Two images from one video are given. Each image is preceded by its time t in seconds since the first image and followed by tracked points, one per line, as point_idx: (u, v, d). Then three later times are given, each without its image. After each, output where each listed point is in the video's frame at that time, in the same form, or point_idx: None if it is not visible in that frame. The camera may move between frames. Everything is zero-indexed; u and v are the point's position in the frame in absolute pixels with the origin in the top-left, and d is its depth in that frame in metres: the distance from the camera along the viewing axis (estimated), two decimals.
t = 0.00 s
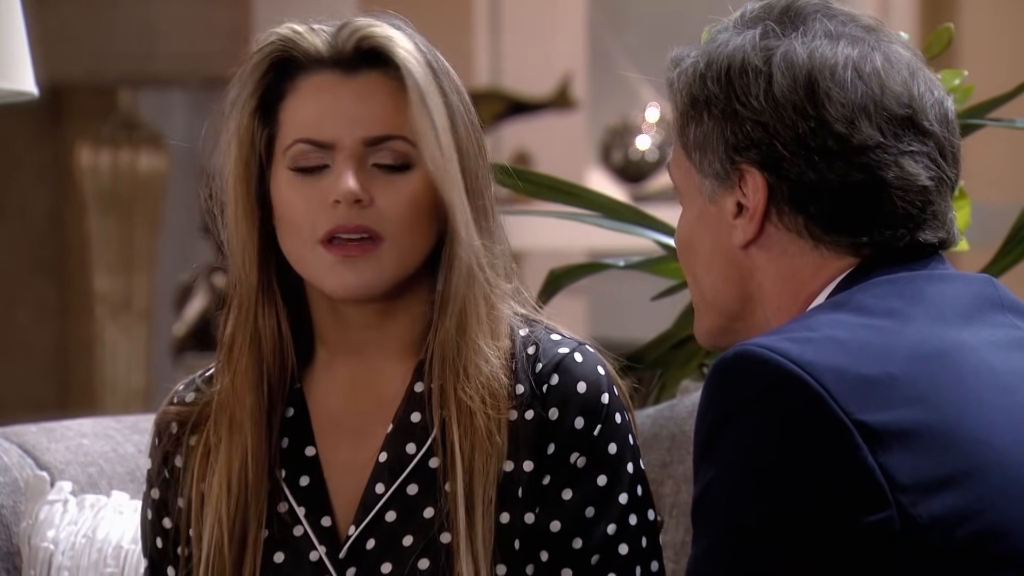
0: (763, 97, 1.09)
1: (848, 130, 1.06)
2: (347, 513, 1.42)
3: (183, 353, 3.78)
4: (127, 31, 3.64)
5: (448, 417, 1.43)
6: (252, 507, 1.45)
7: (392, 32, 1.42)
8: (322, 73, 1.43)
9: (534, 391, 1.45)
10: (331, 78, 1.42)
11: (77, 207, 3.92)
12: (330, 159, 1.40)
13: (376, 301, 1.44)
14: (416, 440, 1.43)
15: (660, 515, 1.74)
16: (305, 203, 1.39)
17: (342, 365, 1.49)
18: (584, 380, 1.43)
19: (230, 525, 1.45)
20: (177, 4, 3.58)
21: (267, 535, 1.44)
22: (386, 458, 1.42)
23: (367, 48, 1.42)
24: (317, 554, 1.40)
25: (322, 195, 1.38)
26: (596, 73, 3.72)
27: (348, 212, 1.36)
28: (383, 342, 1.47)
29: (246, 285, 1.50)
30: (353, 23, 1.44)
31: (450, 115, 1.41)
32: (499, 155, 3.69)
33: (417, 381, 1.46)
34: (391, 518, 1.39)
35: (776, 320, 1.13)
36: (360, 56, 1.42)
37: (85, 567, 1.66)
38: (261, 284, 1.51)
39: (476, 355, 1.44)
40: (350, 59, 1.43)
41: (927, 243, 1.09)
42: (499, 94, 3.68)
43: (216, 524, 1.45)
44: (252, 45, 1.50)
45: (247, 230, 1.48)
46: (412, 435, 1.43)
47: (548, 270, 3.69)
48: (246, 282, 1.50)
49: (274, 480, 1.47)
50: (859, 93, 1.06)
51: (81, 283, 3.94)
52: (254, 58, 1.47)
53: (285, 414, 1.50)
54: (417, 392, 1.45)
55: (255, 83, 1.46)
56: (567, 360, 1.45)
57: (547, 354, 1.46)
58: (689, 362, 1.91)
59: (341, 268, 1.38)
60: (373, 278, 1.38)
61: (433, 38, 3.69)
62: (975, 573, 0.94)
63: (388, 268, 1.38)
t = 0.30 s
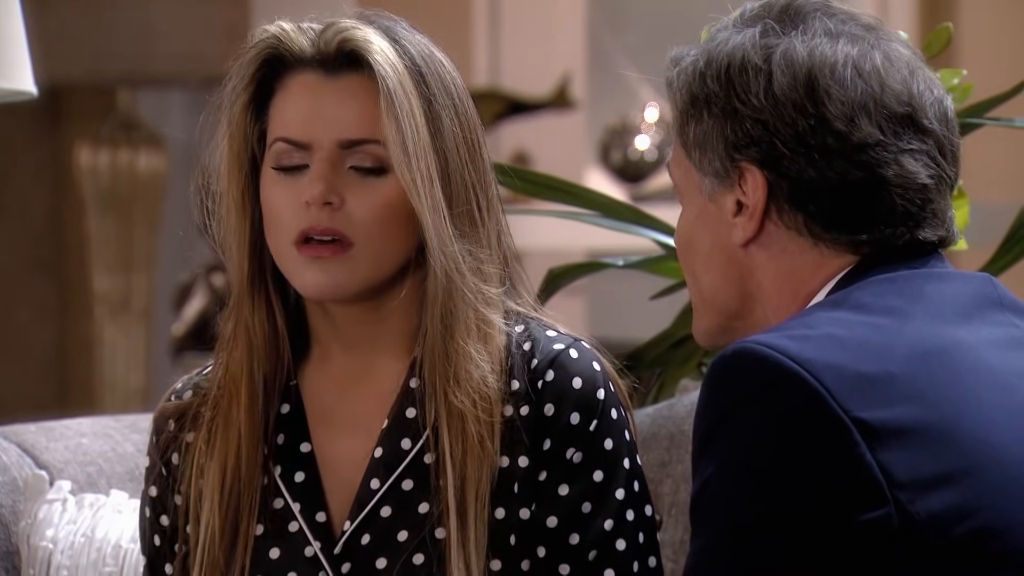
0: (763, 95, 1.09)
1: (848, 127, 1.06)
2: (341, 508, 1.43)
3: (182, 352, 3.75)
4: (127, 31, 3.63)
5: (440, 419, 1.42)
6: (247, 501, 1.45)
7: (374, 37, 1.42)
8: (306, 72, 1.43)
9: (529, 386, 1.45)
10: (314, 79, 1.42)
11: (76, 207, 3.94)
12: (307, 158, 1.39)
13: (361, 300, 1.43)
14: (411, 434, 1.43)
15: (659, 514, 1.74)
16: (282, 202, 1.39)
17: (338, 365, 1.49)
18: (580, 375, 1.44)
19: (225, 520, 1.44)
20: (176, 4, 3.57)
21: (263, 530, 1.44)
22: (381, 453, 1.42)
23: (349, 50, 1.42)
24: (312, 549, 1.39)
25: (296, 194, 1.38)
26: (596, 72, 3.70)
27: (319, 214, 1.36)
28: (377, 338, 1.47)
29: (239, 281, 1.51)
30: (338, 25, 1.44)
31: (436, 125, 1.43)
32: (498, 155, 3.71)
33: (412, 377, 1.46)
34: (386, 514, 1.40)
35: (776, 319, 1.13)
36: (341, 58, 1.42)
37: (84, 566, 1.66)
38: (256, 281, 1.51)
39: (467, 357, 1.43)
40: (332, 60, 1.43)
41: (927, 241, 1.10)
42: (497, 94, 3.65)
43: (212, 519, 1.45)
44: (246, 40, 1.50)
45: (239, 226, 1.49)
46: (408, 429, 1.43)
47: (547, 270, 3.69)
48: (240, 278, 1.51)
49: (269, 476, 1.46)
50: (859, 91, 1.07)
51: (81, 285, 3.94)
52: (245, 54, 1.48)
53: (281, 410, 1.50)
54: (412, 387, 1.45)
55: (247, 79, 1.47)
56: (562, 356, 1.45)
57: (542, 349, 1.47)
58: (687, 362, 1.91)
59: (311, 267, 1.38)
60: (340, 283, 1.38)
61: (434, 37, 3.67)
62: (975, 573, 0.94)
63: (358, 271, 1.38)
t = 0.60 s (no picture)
0: (764, 95, 1.09)
1: (849, 127, 1.06)
2: (336, 508, 1.42)
3: (182, 352, 3.76)
4: (127, 31, 3.63)
5: (436, 415, 1.43)
6: (241, 501, 1.45)
7: (400, 33, 1.42)
8: (330, 69, 1.44)
9: (524, 396, 1.44)
10: (341, 75, 1.43)
11: (77, 207, 3.92)
12: (333, 155, 1.40)
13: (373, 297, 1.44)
14: (406, 435, 1.43)
15: (659, 514, 1.74)
16: (305, 198, 1.39)
17: (333, 366, 1.49)
18: (574, 374, 1.43)
19: (221, 520, 1.44)
20: (176, 4, 3.58)
21: (258, 531, 1.43)
22: (375, 453, 1.42)
23: (376, 47, 1.42)
24: (306, 550, 1.39)
25: (324, 192, 1.39)
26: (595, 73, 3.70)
27: (350, 211, 1.37)
28: (374, 338, 1.47)
29: (238, 280, 1.51)
30: (361, 22, 1.44)
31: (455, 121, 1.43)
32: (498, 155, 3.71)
33: (406, 377, 1.46)
34: (380, 514, 1.40)
35: (777, 319, 1.13)
36: (366, 55, 1.43)
37: (84, 566, 1.66)
38: (254, 280, 1.51)
39: (464, 354, 1.44)
40: (356, 57, 1.43)
41: (928, 240, 1.10)
42: (498, 94, 3.68)
43: (210, 519, 1.45)
44: (258, 37, 1.50)
45: (244, 224, 1.48)
46: (402, 430, 1.43)
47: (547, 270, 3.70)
48: (240, 278, 1.50)
49: (264, 476, 1.46)
50: (860, 90, 1.07)
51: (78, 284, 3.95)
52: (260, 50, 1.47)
53: (275, 410, 1.50)
54: (406, 388, 1.45)
55: (260, 76, 1.46)
56: (555, 355, 1.45)
57: (536, 348, 1.46)
58: (688, 362, 1.91)
59: (337, 266, 1.38)
60: (367, 278, 1.39)
61: (431, 38, 3.71)
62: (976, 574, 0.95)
63: (382, 268, 1.39)
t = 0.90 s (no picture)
0: (756, 96, 1.09)
1: (842, 127, 1.06)
2: (336, 509, 1.42)
3: (180, 353, 3.75)
4: (127, 31, 3.63)
5: (438, 415, 1.42)
6: (241, 501, 1.45)
7: (380, 33, 1.42)
8: (312, 68, 1.44)
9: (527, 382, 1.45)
10: (321, 74, 1.43)
11: (74, 208, 3.94)
12: (311, 154, 1.40)
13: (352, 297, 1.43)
14: (405, 433, 1.43)
15: (657, 515, 1.74)
16: (283, 197, 1.40)
17: (329, 367, 1.49)
18: (574, 368, 1.44)
19: (220, 520, 1.44)
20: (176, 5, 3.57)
21: (257, 532, 1.44)
22: (375, 453, 1.42)
23: (353, 46, 1.42)
24: (308, 550, 1.39)
25: (299, 189, 1.39)
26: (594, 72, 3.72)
27: (322, 211, 1.37)
28: (373, 337, 1.47)
29: (235, 279, 1.50)
30: (343, 21, 1.44)
31: (437, 120, 1.42)
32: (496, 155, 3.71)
33: (405, 377, 1.46)
34: (380, 513, 1.40)
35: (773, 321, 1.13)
36: (345, 54, 1.43)
37: (83, 566, 1.66)
38: (252, 281, 1.50)
39: (464, 354, 1.44)
40: (337, 56, 1.43)
41: (921, 241, 1.10)
42: (496, 95, 3.69)
43: (208, 519, 1.45)
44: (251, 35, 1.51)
45: (235, 222, 1.48)
46: (401, 430, 1.43)
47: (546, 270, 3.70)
48: (235, 277, 1.50)
49: (264, 477, 1.46)
50: (853, 91, 1.07)
51: (77, 283, 3.97)
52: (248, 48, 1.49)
53: (274, 411, 1.50)
54: (405, 387, 1.45)
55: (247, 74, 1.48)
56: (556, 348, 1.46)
57: (536, 343, 1.47)
58: (686, 363, 1.91)
59: (313, 264, 1.38)
60: (340, 279, 1.39)
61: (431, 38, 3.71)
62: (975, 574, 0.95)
63: (356, 270, 1.39)
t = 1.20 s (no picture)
0: (727, 108, 1.08)
1: (814, 131, 1.06)
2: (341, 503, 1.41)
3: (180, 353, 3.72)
4: (125, 31, 3.64)
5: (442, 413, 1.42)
6: (246, 493, 1.45)
7: (392, 29, 1.43)
8: (326, 62, 1.45)
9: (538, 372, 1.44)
10: (335, 68, 1.44)
11: (73, 209, 3.95)
12: (320, 148, 1.41)
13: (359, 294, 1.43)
14: (412, 428, 1.43)
15: (658, 514, 1.75)
16: (292, 189, 1.41)
17: (332, 364, 1.49)
18: (577, 358, 1.43)
19: (224, 514, 1.44)
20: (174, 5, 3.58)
21: (262, 527, 1.43)
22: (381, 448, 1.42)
23: (367, 42, 1.43)
24: (312, 544, 1.39)
25: (309, 184, 1.40)
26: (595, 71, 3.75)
27: (330, 204, 1.38)
28: (378, 333, 1.46)
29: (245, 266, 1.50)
30: (357, 17, 1.46)
31: (448, 119, 1.43)
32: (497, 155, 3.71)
33: (411, 370, 1.45)
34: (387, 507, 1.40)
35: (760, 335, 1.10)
36: (359, 49, 1.44)
37: (83, 566, 1.66)
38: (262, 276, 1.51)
39: (468, 353, 1.44)
40: (350, 51, 1.44)
41: (901, 241, 1.08)
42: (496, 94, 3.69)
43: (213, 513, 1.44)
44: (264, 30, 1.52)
45: (247, 216, 1.49)
46: (408, 424, 1.43)
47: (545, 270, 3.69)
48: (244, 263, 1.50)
49: (268, 472, 1.46)
50: (823, 96, 1.06)
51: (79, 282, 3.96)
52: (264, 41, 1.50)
53: (277, 407, 1.50)
54: (411, 381, 1.45)
55: (262, 66, 1.49)
56: (560, 339, 1.45)
57: (540, 336, 1.47)
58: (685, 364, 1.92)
59: (315, 257, 1.39)
60: (345, 272, 1.39)
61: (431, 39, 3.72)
62: None
63: (362, 265, 1.39)
